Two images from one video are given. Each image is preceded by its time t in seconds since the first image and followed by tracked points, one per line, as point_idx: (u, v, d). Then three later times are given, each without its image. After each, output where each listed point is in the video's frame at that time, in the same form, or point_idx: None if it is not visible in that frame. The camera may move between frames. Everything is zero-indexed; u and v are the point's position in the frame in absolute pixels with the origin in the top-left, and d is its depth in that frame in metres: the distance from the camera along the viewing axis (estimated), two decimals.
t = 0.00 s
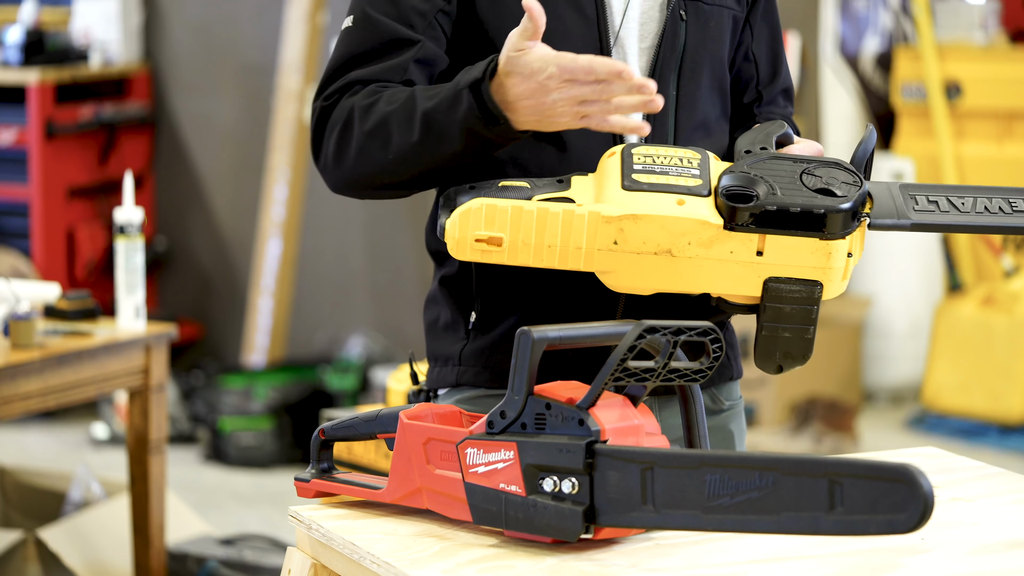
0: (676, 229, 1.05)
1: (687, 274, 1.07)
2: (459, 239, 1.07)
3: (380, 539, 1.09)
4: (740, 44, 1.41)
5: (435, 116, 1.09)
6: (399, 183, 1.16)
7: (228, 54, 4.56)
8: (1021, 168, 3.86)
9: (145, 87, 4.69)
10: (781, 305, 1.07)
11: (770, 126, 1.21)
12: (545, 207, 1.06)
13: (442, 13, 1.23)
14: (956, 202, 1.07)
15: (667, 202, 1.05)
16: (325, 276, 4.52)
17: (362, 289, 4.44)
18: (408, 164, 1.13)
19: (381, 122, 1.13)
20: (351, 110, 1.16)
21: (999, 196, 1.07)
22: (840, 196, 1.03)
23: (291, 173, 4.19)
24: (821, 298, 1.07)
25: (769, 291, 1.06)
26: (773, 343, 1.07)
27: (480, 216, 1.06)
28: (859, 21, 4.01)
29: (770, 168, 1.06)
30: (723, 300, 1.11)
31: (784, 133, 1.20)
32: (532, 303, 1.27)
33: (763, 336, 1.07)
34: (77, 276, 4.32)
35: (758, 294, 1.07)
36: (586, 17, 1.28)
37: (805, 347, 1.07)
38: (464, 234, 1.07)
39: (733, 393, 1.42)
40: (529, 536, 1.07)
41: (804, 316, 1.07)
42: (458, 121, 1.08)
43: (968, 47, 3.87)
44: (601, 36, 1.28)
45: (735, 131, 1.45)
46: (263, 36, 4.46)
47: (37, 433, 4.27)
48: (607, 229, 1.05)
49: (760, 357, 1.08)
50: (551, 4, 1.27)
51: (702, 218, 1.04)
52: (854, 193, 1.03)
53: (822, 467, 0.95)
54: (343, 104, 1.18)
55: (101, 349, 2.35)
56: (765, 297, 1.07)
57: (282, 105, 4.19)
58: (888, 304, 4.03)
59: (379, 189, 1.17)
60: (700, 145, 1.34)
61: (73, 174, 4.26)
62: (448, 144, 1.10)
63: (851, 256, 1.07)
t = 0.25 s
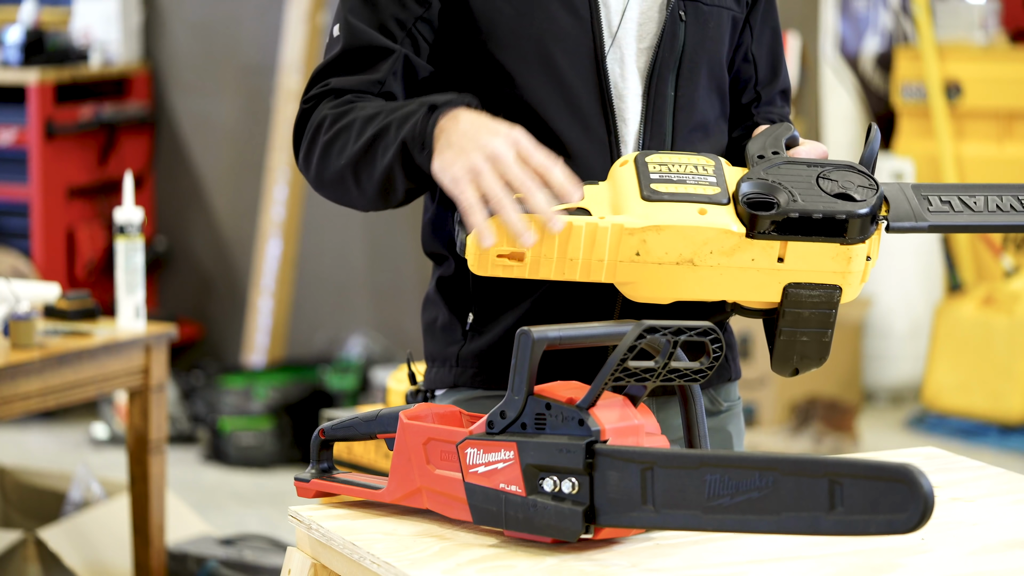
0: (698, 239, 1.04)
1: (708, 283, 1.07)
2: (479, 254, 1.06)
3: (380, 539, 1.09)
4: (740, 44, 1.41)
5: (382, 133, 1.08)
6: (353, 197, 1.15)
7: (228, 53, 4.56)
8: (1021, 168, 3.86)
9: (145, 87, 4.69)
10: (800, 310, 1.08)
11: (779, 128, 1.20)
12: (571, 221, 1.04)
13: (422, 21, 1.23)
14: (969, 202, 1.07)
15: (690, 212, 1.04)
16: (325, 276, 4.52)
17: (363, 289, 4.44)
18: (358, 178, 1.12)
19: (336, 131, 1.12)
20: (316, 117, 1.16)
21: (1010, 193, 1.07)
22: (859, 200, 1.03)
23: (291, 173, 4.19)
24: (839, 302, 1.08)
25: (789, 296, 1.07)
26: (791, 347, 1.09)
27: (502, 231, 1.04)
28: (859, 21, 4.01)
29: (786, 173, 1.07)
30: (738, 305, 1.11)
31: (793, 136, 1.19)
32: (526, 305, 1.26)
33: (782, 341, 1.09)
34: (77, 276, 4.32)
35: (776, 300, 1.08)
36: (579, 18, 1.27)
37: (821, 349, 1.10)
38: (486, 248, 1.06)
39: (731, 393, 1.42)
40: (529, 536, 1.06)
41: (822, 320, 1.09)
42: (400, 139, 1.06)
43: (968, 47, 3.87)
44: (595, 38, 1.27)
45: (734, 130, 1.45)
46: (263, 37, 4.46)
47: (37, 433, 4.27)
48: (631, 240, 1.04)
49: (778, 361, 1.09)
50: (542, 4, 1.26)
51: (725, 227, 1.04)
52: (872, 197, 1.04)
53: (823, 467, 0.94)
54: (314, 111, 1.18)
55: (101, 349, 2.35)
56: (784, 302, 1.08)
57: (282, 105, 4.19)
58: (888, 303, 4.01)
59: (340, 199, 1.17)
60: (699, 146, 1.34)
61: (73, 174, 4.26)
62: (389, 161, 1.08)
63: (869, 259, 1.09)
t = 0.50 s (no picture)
0: (702, 255, 1.05)
1: (712, 298, 1.07)
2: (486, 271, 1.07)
3: (380, 539, 1.09)
4: (740, 41, 1.41)
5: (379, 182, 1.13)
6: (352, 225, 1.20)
7: (228, 53, 4.56)
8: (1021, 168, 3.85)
9: (145, 87, 4.69)
10: (804, 322, 1.09)
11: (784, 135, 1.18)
12: (573, 237, 1.05)
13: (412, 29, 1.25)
14: (974, 211, 1.08)
15: (694, 228, 1.05)
16: (325, 276, 4.52)
17: (362, 289, 4.44)
18: (358, 214, 1.17)
19: (341, 167, 1.17)
20: (320, 146, 1.20)
21: (1016, 202, 1.08)
22: (863, 215, 1.03)
23: (290, 172, 4.18)
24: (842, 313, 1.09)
25: (792, 309, 1.08)
26: (795, 357, 1.10)
27: (507, 250, 1.05)
28: (859, 21, 3.99)
29: (791, 187, 1.06)
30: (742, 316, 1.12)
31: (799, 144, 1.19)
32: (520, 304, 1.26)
33: (785, 351, 1.10)
34: (76, 276, 4.32)
35: (780, 311, 1.09)
36: (569, 19, 1.27)
37: (825, 360, 1.10)
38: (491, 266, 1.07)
39: (728, 395, 1.42)
40: (529, 536, 1.06)
41: (826, 331, 1.10)
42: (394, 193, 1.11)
43: (968, 47, 3.86)
44: (585, 38, 1.27)
45: (735, 127, 1.46)
46: (263, 37, 4.46)
47: (37, 433, 4.27)
48: (635, 256, 1.05)
49: (781, 370, 1.10)
50: (533, 5, 1.26)
51: (729, 244, 1.04)
52: (877, 211, 1.04)
53: (823, 467, 0.94)
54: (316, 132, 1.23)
55: (101, 349, 2.35)
56: (788, 314, 1.08)
57: (281, 105, 4.19)
58: (888, 304, 4.02)
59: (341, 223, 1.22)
60: (696, 146, 1.34)
61: (73, 174, 4.26)
62: (385, 209, 1.13)
63: (874, 271, 1.09)
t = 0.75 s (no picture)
0: (687, 253, 1.04)
1: (697, 295, 1.06)
2: (467, 268, 1.06)
3: (380, 539, 1.09)
4: (738, 40, 1.41)
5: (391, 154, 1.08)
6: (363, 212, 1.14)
7: (228, 53, 4.55)
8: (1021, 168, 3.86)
9: (145, 87, 4.69)
10: (791, 321, 1.07)
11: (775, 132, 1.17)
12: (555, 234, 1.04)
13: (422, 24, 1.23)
14: (964, 210, 1.06)
15: (678, 226, 1.04)
16: (325, 276, 4.52)
17: (363, 290, 4.44)
18: (368, 196, 1.11)
19: (350, 146, 1.12)
20: (327, 130, 1.15)
21: (1008, 202, 1.06)
22: (849, 213, 1.01)
23: (291, 173, 4.19)
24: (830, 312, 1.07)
25: (779, 308, 1.06)
26: (783, 356, 1.07)
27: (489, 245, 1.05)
28: (859, 21, 4.00)
29: (778, 185, 1.05)
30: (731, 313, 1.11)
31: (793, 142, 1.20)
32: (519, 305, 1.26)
33: (773, 351, 1.07)
34: (77, 276, 4.32)
35: (767, 311, 1.07)
36: (569, 19, 1.27)
37: (814, 360, 1.08)
38: (472, 265, 1.06)
39: (728, 394, 1.42)
40: (529, 536, 1.07)
41: (814, 330, 1.07)
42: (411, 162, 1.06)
43: (967, 47, 3.86)
44: (584, 38, 1.27)
45: (734, 126, 1.46)
46: (263, 37, 4.46)
47: (37, 433, 4.27)
48: (618, 254, 1.04)
49: (771, 369, 1.07)
50: (532, 6, 1.26)
51: (713, 241, 1.03)
52: (863, 209, 1.02)
53: (822, 467, 0.94)
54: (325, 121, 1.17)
55: (101, 349, 2.35)
56: (775, 313, 1.06)
57: (281, 105, 4.18)
58: (888, 304, 4.02)
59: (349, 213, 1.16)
60: (693, 145, 1.34)
61: (73, 174, 4.26)
62: (400, 182, 1.08)
63: (860, 271, 1.07)
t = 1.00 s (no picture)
0: (679, 262, 1.04)
1: (690, 303, 1.06)
2: (462, 274, 1.06)
3: (380, 539, 1.09)
4: (733, 38, 1.41)
5: (455, 148, 1.09)
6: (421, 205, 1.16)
7: (228, 52, 4.55)
8: (1022, 168, 3.86)
9: (145, 87, 4.68)
10: (782, 331, 1.07)
11: (771, 140, 1.17)
12: (550, 243, 1.05)
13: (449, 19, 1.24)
14: (958, 224, 1.07)
15: (671, 234, 1.04)
16: (326, 277, 4.52)
17: (363, 290, 4.44)
18: (431, 189, 1.13)
19: (405, 143, 1.13)
20: (375, 130, 1.16)
21: (1001, 215, 1.07)
22: (842, 227, 1.01)
23: (291, 173, 4.19)
24: (821, 323, 1.07)
25: (771, 318, 1.06)
26: (773, 364, 1.08)
27: (484, 251, 1.05)
28: (859, 21, 4.00)
29: (772, 195, 1.04)
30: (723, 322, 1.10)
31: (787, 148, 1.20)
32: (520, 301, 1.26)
33: (764, 358, 1.08)
34: (77, 276, 4.32)
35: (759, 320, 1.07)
36: (571, 19, 1.27)
37: (804, 367, 1.09)
38: (467, 269, 1.06)
39: (726, 393, 1.42)
40: (529, 536, 1.06)
41: (805, 340, 1.08)
42: (478, 154, 1.08)
43: (967, 47, 3.86)
44: (588, 38, 1.28)
45: (730, 125, 1.45)
46: (264, 37, 4.46)
47: (37, 433, 4.27)
48: (611, 262, 1.04)
49: (762, 376, 1.09)
50: (537, 6, 1.26)
51: (705, 251, 1.03)
52: (856, 222, 1.02)
53: (823, 467, 0.94)
54: (370, 122, 1.18)
55: (101, 349, 2.35)
56: (766, 323, 1.07)
57: (281, 105, 4.18)
58: (888, 304, 4.02)
59: (403, 210, 1.18)
60: (691, 145, 1.34)
61: (73, 174, 4.26)
62: (469, 173, 1.10)
63: (851, 283, 1.07)
